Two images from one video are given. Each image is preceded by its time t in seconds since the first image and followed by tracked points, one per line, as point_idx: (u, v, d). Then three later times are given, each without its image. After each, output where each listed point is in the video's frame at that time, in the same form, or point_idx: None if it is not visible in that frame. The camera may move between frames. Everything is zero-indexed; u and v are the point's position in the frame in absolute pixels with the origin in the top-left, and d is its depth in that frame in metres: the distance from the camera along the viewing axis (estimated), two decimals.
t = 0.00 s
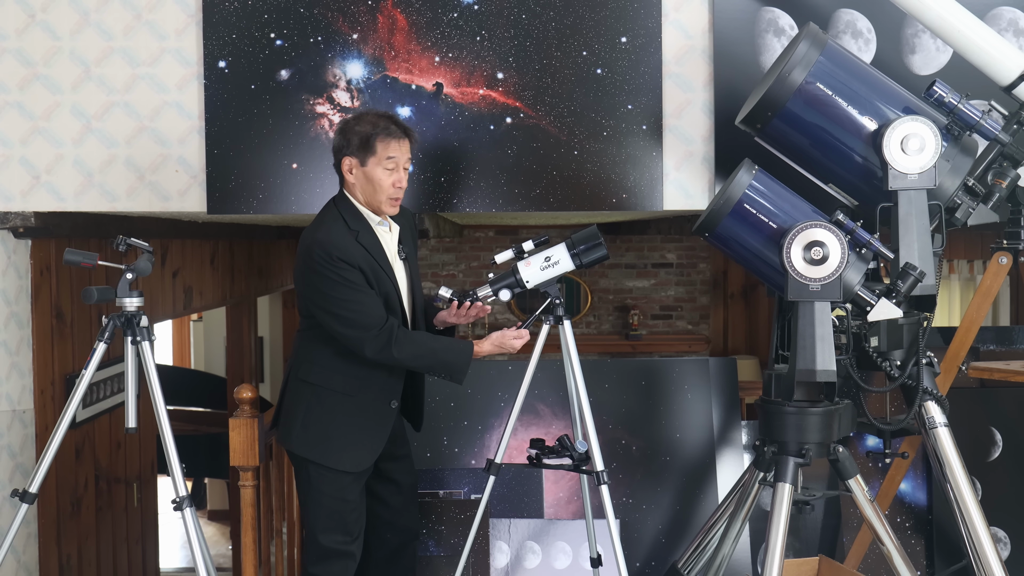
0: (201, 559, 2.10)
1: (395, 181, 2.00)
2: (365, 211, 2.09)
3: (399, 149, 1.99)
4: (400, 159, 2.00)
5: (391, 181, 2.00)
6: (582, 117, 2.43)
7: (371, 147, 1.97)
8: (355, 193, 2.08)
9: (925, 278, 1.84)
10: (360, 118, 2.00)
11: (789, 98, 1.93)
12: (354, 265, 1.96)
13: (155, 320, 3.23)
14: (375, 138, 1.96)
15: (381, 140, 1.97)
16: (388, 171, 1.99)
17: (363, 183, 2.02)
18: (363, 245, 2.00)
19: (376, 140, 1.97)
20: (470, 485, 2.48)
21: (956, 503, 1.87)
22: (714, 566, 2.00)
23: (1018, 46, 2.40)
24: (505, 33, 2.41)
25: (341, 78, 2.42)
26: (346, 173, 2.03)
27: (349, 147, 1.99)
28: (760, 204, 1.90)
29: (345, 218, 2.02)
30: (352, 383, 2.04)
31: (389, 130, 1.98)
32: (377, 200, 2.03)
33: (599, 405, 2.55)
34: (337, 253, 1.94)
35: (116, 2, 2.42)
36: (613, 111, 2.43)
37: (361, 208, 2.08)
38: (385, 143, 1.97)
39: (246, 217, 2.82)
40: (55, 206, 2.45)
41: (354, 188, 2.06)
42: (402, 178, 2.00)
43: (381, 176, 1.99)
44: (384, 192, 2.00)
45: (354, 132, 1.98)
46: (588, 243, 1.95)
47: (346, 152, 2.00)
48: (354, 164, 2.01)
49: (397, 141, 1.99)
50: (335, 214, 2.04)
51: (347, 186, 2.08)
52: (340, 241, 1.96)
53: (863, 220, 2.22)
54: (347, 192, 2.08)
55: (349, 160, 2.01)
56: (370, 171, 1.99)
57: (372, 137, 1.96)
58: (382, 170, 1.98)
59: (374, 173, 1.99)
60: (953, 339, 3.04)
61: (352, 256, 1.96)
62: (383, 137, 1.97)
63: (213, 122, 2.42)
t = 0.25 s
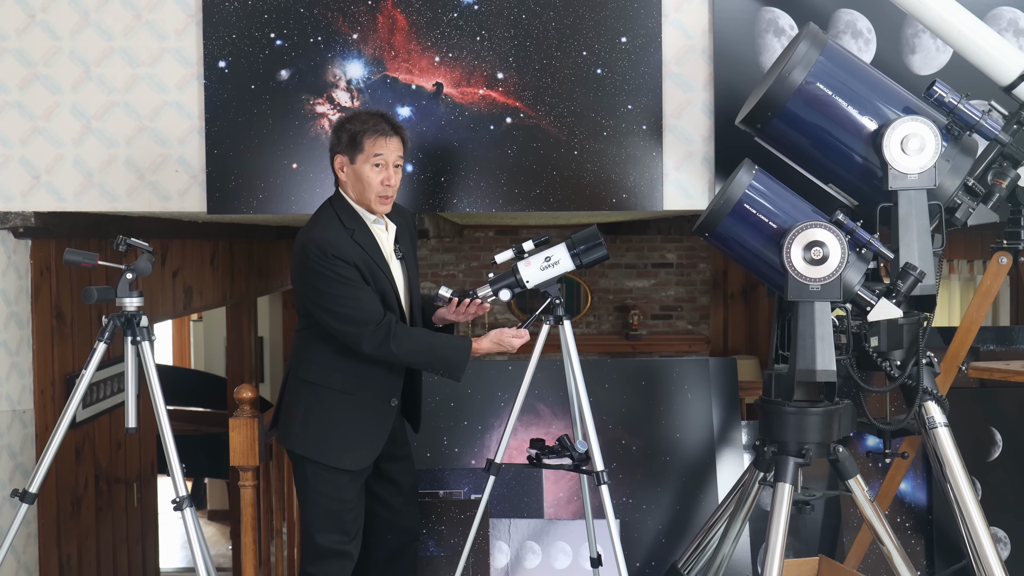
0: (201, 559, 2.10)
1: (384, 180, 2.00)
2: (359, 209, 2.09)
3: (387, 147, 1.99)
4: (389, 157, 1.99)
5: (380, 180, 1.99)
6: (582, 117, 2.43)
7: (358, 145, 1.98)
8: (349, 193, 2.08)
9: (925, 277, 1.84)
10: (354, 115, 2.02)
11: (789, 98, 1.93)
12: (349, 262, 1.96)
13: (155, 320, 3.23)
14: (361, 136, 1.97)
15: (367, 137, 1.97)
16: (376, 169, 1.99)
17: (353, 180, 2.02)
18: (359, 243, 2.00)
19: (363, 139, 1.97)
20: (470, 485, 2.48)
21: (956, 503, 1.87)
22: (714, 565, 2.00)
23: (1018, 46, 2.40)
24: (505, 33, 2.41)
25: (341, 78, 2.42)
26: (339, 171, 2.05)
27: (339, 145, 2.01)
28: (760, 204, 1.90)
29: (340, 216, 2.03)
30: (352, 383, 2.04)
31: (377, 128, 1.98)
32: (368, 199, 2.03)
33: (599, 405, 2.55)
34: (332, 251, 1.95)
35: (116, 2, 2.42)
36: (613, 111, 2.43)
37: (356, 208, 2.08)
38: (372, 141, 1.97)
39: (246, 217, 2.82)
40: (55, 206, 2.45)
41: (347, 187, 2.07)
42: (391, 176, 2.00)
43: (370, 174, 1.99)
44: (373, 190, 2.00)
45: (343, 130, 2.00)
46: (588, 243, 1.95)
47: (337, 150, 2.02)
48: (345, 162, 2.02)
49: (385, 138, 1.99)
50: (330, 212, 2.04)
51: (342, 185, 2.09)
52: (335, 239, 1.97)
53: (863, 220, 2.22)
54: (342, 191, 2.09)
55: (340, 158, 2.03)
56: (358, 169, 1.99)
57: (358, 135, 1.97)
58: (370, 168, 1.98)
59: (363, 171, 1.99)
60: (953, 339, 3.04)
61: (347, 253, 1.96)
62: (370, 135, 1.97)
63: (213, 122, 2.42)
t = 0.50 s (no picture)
0: (201, 559, 2.10)
1: (388, 182, 2.00)
2: (356, 210, 2.09)
3: (391, 150, 1.99)
4: (392, 159, 2.00)
5: (383, 181, 2.00)
6: (582, 117, 2.43)
7: (362, 149, 1.97)
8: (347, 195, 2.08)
9: (925, 277, 1.84)
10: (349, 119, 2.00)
11: (789, 98, 1.93)
12: (346, 262, 1.96)
13: (155, 320, 3.23)
14: (366, 139, 1.96)
15: (372, 141, 1.97)
16: (380, 171, 1.99)
17: (355, 184, 2.02)
18: (355, 244, 2.00)
19: (367, 141, 1.97)
20: (470, 485, 2.48)
21: (956, 503, 1.87)
22: (714, 565, 2.00)
23: (1018, 46, 2.40)
24: (505, 33, 2.41)
25: (341, 78, 2.42)
26: (338, 175, 2.03)
27: (340, 148, 1.99)
28: (760, 204, 1.90)
29: (336, 217, 2.03)
30: (352, 383, 2.04)
31: (380, 131, 1.98)
32: (371, 201, 2.03)
33: (598, 405, 2.55)
34: (328, 252, 1.95)
35: (116, 2, 2.42)
36: (613, 111, 2.43)
37: (352, 209, 2.08)
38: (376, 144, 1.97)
39: (246, 217, 2.82)
40: (55, 206, 2.45)
41: (346, 190, 2.07)
42: (394, 177, 2.00)
43: (374, 177, 1.99)
44: (376, 192, 2.00)
45: (345, 134, 1.98)
46: (589, 243, 1.95)
47: (336, 153, 2.00)
48: (346, 165, 2.01)
49: (388, 141, 1.99)
50: (325, 213, 2.04)
51: (339, 187, 2.08)
52: (331, 240, 1.97)
53: (863, 220, 2.22)
54: (339, 193, 2.08)
55: (340, 161, 2.02)
56: (362, 172, 1.99)
57: (364, 138, 1.97)
58: (375, 170, 1.98)
59: (366, 174, 1.99)
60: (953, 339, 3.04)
61: (343, 255, 1.96)
62: (374, 138, 1.97)
63: (213, 122, 2.42)
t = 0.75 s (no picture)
0: (201, 559, 2.10)
1: (386, 183, 2.00)
2: (354, 211, 2.09)
3: (389, 152, 1.99)
4: (390, 160, 2.00)
5: (381, 182, 2.00)
6: (582, 117, 2.43)
7: (361, 151, 1.97)
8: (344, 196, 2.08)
9: (925, 277, 1.84)
10: (345, 122, 2.00)
11: (789, 98, 1.93)
12: (344, 263, 1.96)
13: (155, 320, 3.23)
14: (364, 141, 1.96)
15: (371, 143, 1.97)
16: (378, 173, 1.99)
17: (353, 186, 2.02)
18: (353, 244, 2.00)
19: (366, 143, 1.96)
20: (470, 485, 2.48)
21: (956, 503, 1.87)
22: (714, 565, 2.00)
23: (1018, 46, 2.40)
24: (505, 33, 2.41)
25: (341, 78, 2.42)
26: (335, 177, 2.03)
27: (338, 151, 1.98)
28: (760, 204, 1.90)
29: (333, 219, 2.03)
30: (352, 383, 2.04)
31: (378, 133, 1.98)
32: (369, 202, 2.03)
33: (598, 405, 2.55)
34: (325, 254, 1.95)
35: (116, 2, 2.42)
36: (613, 111, 2.43)
37: (350, 210, 2.08)
38: (374, 146, 1.97)
39: (246, 217, 2.82)
40: (55, 206, 2.45)
41: (344, 191, 2.06)
42: (392, 178, 2.01)
43: (372, 178, 1.99)
44: (375, 193, 2.00)
45: (342, 136, 1.97)
46: (589, 243, 1.95)
47: (334, 156, 2.00)
48: (343, 168, 2.01)
49: (387, 143, 1.99)
50: (322, 215, 2.04)
51: (336, 188, 2.08)
52: (328, 241, 1.97)
53: (863, 220, 2.23)
54: (336, 195, 2.08)
55: (338, 163, 2.01)
56: (361, 175, 1.99)
57: (362, 140, 1.97)
58: (373, 172, 1.99)
59: (364, 176, 1.99)
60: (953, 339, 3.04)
61: (340, 256, 1.96)
62: (373, 140, 1.97)
63: (213, 121, 2.42)
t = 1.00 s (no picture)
0: (201, 559, 2.10)
1: (383, 183, 2.00)
2: (351, 211, 2.09)
3: (386, 152, 1.99)
4: (388, 161, 2.00)
5: (379, 182, 2.00)
6: (582, 117, 2.43)
7: (359, 152, 1.97)
8: (342, 197, 2.08)
9: (925, 277, 1.84)
10: (341, 122, 1.99)
11: (789, 98, 1.93)
12: (342, 263, 1.96)
13: (155, 320, 3.23)
14: (362, 142, 1.96)
15: (368, 143, 1.97)
16: (376, 173, 1.99)
17: (351, 186, 2.02)
18: (351, 244, 2.00)
19: (364, 144, 1.96)
20: (470, 485, 2.48)
21: (956, 503, 1.87)
22: (714, 565, 2.00)
23: (1018, 46, 2.40)
24: (505, 33, 2.41)
25: (341, 78, 2.42)
26: (333, 177, 2.02)
27: (335, 151, 1.98)
28: (760, 204, 1.90)
29: (331, 219, 2.02)
30: (351, 382, 2.04)
31: (375, 133, 1.98)
32: (366, 203, 2.03)
33: (598, 405, 2.55)
34: (323, 254, 1.95)
35: (116, 2, 2.42)
36: (613, 111, 2.43)
37: (347, 210, 2.08)
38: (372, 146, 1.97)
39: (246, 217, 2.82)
40: (55, 206, 2.45)
41: (342, 192, 2.06)
42: (390, 179, 2.01)
43: (370, 178, 1.99)
44: (373, 193, 2.01)
45: (339, 137, 1.97)
46: (588, 243, 1.95)
47: (331, 157, 1.99)
48: (341, 169, 2.00)
49: (384, 143, 1.99)
50: (321, 215, 2.04)
51: (333, 189, 2.07)
52: (326, 241, 1.97)
53: (863, 220, 2.23)
54: (334, 195, 2.08)
55: (335, 164, 2.00)
56: (358, 175, 1.99)
57: (359, 141, 1.96)
58: (371, 173, 1.99)
59: (361, 176, 1.99)
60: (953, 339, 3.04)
61: (339, 256, 1.96)
62: (370, 140, 1.97)
63: (213, 121, 2.42)
